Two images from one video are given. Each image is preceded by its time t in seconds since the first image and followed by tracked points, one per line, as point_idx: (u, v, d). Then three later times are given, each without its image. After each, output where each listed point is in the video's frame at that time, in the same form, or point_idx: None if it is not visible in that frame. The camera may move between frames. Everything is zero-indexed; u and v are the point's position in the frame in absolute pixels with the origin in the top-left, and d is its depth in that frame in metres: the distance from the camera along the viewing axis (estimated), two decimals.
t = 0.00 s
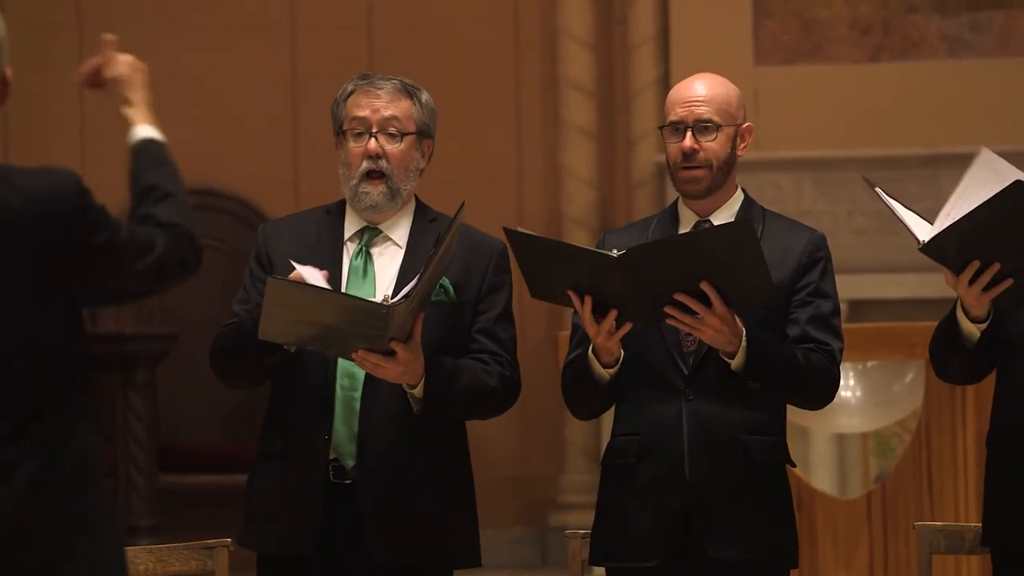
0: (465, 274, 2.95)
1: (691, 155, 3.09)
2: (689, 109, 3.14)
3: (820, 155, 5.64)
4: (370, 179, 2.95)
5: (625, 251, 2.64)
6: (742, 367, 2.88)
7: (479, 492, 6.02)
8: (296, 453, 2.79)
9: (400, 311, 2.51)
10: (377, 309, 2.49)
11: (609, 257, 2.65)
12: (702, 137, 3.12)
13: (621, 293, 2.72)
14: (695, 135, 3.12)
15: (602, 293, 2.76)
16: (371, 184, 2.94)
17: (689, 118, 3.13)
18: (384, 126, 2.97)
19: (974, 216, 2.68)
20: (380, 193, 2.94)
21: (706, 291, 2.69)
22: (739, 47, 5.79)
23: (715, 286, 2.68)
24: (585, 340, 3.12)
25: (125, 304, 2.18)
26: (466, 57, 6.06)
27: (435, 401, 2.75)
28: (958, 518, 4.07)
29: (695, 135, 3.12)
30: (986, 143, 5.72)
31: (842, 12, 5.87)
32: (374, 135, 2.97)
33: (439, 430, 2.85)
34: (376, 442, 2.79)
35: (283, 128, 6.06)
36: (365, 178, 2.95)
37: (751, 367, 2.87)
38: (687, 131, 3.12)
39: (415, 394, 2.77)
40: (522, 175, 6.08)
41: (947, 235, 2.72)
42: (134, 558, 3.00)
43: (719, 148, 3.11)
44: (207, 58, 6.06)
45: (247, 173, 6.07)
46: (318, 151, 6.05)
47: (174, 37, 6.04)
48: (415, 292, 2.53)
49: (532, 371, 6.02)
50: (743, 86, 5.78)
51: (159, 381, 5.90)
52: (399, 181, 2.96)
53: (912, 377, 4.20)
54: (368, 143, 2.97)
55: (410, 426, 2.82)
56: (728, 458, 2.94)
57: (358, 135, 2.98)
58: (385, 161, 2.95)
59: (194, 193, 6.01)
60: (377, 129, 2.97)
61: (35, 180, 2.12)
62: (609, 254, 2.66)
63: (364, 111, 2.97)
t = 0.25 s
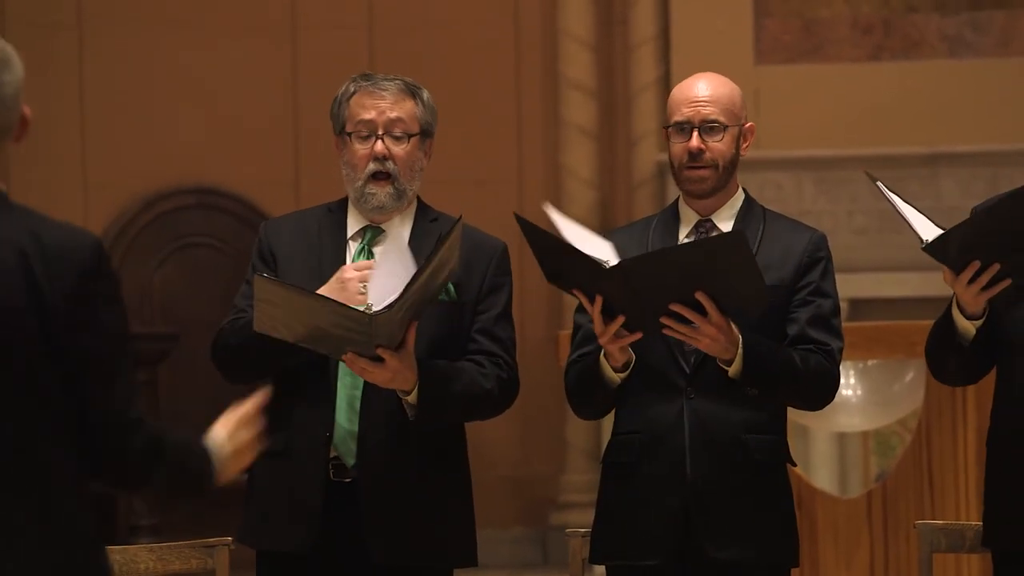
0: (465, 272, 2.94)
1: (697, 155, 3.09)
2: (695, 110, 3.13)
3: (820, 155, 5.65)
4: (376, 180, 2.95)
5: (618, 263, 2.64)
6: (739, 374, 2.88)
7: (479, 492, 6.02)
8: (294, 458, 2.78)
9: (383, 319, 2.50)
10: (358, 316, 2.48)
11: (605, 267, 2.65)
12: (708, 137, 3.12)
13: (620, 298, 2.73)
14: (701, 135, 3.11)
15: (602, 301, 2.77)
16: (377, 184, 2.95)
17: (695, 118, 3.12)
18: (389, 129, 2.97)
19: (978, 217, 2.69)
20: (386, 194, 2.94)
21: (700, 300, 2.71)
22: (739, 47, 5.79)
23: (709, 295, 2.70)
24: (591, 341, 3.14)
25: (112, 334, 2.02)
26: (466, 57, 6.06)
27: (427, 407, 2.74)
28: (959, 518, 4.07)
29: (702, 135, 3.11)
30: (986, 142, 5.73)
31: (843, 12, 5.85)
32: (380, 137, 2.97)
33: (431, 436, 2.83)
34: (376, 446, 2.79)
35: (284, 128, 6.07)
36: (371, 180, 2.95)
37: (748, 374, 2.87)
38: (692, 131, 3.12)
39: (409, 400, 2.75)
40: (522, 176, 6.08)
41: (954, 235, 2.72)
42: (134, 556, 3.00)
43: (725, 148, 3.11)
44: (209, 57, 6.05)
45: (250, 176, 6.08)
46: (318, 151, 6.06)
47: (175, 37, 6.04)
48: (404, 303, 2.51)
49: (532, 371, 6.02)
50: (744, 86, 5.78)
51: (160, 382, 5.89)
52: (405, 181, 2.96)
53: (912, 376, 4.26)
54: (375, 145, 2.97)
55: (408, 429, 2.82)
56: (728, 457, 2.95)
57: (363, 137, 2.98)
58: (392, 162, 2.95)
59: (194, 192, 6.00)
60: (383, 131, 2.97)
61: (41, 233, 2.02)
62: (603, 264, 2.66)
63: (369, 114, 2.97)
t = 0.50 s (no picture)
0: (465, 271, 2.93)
1: (699, 158, 3.08)
2: (696, 113, 3.11)
3: (820, 156, 5.64)
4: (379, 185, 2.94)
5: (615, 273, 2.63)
6: (738, 382, 2.88)
7: (479, 492, 6.01)
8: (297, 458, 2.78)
9: (371, 316, 2.52)
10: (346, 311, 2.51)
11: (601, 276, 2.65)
12: (709, 140, 3.10)
13: (617, 305, 2.72)
14: (702, 138, 3.09)
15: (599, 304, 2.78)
16: (381, 189, 2.93)
17: (697, 122, 3.10)
18: (391, 133, 2.96)
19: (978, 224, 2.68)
20: (390, 197, 2.92)
21: (696, 308, 2.71)
22: (739, 47, 5.78)
23: (706, 305, 2.71)
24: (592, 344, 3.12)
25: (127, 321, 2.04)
26: (465, 58, 6.06)
27: (425, 407, 2.73)
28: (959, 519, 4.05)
29: (703, 138, 3.09)
30: (987, 143, 5.73)
31: (843, 12, 5.83)
32: (383, 141, 2.95)
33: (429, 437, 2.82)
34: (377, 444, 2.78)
35: (284, 128, 6.06)
36: (375, 184, 2.93)
37: (747, 380, 2.87)
38: (693, 134, 3.10)
39: (407, 400, 2.75)
40: (522, 177, 6.07)
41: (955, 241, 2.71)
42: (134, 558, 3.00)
43: (726, 151, 3.10)
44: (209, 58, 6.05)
45: (250, 177, 6.07)
46: (318, 152, 6.06)
47: (175, 37, 6.05)
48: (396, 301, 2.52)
49: (532, 372, 6.01)
50: (744, 87, 5.77)
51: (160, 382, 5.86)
52: (409, 184, 2.95)
53: (912, 377, 4.26)
54: (377, 150, 2.95)
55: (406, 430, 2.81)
56: (729, 458, 2.94)
57: (366, 142, 2.96)
58: (395, 165, 2.93)
59: (194, 193, 5.98)
60: (385, 136, 2.96)
61: (66, 224, 2.05)
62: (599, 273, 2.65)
63: (371, 119, 2.96)
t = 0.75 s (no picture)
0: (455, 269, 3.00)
1: (698, 156, 3.08)
2: (694, 112, 3.12)
3: (817, 156, 5.65)
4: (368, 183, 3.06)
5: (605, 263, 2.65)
6: (732, 382, 2.88)
7: (476, 491, 6.01)
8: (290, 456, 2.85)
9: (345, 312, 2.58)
10: (321, 308, 2.58)
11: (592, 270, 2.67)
12: (707, 138, 3.11)
13: (607, 298, 2.74)
14: (701, 136, 3.10)
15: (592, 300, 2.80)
16: (370, 186, 3.05)
17: (695, 120, 3.11)
18: (378, 132, 3.08)
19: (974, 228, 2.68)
20: (380, 193, 3.04)
21: (688, 306, 2.72)
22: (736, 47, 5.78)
23: (698, 302, 2.72)
24: (588, 344, 3.13)
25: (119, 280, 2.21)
26: (462, 57, 6.05)
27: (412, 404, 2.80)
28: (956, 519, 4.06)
29: (702, 137, 3.10)
30: (984, 142, 5.73)
31: (839, 12, 5.82)
32: (371, 141, 3.07)
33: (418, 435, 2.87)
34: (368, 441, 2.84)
35: (280, 128, 6.06)
36: (364, 181, 3.05)
37: (741, 379, 2.86)
38: (692, 133, 3.11)
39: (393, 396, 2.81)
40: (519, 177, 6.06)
41: (951, 243, 2.71)
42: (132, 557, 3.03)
43: (724, 149, 3.10)
44: (207, 57, 6.05)
45: (247, 177, 6.06)
46: (315, 151, 6.05)
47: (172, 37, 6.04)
48: (376, 294, 2.56)
49: (529, 371, 6.01)
50: (740, 88, 5.77)
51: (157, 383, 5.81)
52: (397, 182, 3.07)
53: (909, 377, 4.26)
54: (366, 149, 3.07)
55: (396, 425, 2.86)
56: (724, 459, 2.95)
57: (353, 142, 3.08)
58: (383, 164, 3.05)
59: (191, 192, 5.94)
60: (373, 135, 3.08)
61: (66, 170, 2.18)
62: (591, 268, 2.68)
63: (358, 119, 3.08)
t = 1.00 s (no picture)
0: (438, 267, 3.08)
1: (693, 152, 3.10)
2: (687, 108, 3.15)
3: (811, 155, 5.66)
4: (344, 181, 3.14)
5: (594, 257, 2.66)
6: (723, 379, 2.88)
7: (472, 491, 6.00)
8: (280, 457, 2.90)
9: (314, 307, 2.65)
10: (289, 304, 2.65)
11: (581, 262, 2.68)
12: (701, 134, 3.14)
13: (598, 292, 2.75)
14: (694, 133, 3.13)
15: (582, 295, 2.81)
16: (345, 184, 3.13)
17: (688, 116, 3.14)
18: (352, 132, 3.16)
19: (967, 230, 2.69)
20: (354, 192, 3.13)
21: (679, 301, 2.72)
22: (730, 46, 5.78)
23: (688, 297, 2.72)
24: (581, 343, 3.14)
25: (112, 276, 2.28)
26: (457, 57, 6.05)
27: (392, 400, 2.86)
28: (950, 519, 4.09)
29: (696, 133, 3.13)
30: (979, 142, 5.73)
31: (834, 11, 5.82)
32: (344, 140, 3.15)
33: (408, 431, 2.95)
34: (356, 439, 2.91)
35: (275, 126, 6.05)
36: (340, 180, 3.14)
37: (733, 375, 2.87)
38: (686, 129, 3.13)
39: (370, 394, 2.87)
40: (514, 176, 6.06)
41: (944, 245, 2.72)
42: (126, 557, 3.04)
43: (718, 145, 3.13)
44: (202, 57, 6.04)
45: (242, 177, 6.05)
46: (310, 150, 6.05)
47: (167, 36, 6.04)
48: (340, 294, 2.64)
49: (524, 371, 6.02)
50: (735, 87, 5.77)
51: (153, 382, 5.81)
52: (373, 180, 3.16)
53: (904, 376, 4.23)
54: (340, 149, 3.16)
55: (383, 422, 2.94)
56: (720, 458, 2.95)
57: (328, 141, 3.17)
58: (358, 164, 3.14)
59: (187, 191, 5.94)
60: (347, 135, 3.17)
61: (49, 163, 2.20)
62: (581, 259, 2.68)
63: (333, 119, 3.16)
